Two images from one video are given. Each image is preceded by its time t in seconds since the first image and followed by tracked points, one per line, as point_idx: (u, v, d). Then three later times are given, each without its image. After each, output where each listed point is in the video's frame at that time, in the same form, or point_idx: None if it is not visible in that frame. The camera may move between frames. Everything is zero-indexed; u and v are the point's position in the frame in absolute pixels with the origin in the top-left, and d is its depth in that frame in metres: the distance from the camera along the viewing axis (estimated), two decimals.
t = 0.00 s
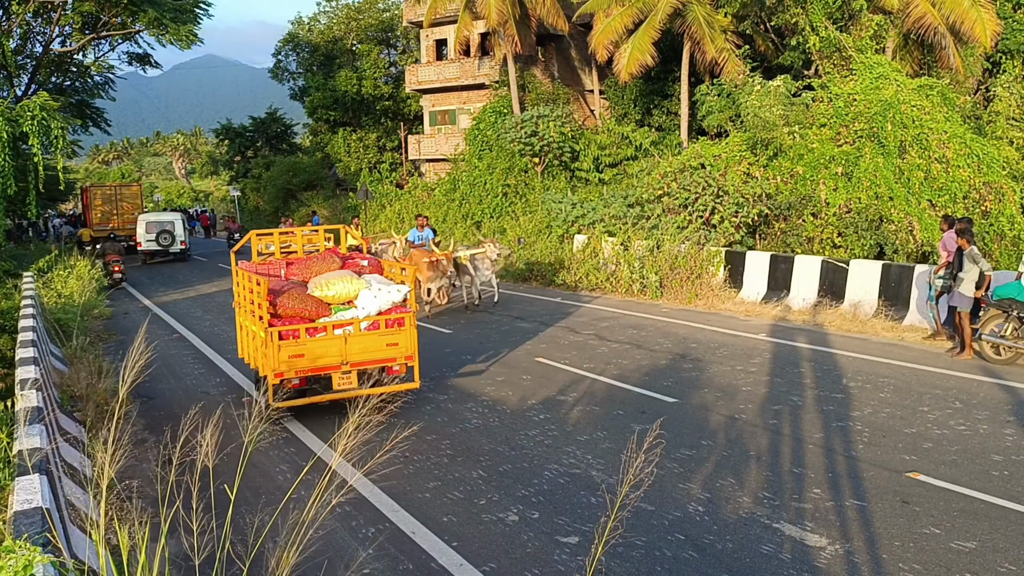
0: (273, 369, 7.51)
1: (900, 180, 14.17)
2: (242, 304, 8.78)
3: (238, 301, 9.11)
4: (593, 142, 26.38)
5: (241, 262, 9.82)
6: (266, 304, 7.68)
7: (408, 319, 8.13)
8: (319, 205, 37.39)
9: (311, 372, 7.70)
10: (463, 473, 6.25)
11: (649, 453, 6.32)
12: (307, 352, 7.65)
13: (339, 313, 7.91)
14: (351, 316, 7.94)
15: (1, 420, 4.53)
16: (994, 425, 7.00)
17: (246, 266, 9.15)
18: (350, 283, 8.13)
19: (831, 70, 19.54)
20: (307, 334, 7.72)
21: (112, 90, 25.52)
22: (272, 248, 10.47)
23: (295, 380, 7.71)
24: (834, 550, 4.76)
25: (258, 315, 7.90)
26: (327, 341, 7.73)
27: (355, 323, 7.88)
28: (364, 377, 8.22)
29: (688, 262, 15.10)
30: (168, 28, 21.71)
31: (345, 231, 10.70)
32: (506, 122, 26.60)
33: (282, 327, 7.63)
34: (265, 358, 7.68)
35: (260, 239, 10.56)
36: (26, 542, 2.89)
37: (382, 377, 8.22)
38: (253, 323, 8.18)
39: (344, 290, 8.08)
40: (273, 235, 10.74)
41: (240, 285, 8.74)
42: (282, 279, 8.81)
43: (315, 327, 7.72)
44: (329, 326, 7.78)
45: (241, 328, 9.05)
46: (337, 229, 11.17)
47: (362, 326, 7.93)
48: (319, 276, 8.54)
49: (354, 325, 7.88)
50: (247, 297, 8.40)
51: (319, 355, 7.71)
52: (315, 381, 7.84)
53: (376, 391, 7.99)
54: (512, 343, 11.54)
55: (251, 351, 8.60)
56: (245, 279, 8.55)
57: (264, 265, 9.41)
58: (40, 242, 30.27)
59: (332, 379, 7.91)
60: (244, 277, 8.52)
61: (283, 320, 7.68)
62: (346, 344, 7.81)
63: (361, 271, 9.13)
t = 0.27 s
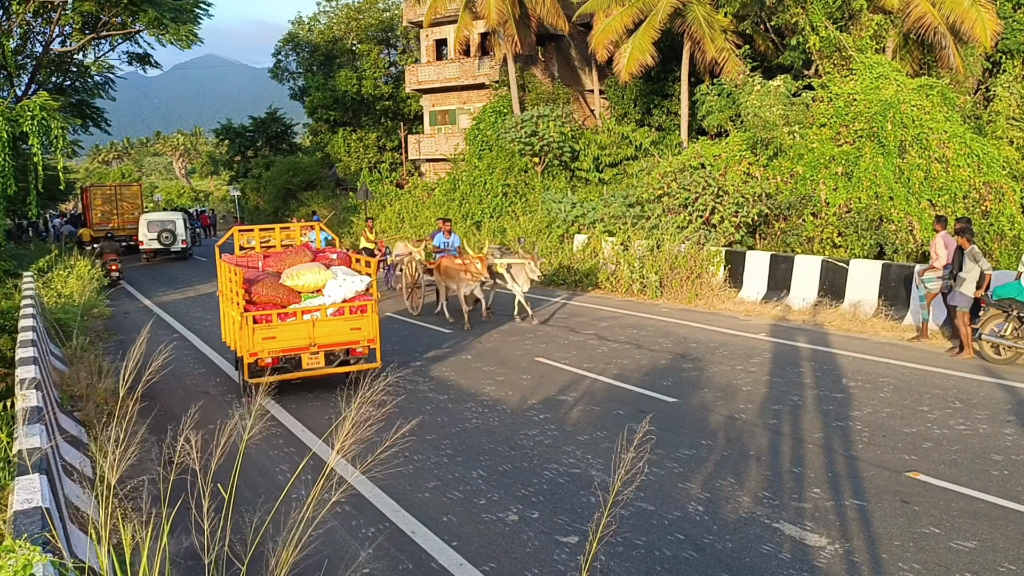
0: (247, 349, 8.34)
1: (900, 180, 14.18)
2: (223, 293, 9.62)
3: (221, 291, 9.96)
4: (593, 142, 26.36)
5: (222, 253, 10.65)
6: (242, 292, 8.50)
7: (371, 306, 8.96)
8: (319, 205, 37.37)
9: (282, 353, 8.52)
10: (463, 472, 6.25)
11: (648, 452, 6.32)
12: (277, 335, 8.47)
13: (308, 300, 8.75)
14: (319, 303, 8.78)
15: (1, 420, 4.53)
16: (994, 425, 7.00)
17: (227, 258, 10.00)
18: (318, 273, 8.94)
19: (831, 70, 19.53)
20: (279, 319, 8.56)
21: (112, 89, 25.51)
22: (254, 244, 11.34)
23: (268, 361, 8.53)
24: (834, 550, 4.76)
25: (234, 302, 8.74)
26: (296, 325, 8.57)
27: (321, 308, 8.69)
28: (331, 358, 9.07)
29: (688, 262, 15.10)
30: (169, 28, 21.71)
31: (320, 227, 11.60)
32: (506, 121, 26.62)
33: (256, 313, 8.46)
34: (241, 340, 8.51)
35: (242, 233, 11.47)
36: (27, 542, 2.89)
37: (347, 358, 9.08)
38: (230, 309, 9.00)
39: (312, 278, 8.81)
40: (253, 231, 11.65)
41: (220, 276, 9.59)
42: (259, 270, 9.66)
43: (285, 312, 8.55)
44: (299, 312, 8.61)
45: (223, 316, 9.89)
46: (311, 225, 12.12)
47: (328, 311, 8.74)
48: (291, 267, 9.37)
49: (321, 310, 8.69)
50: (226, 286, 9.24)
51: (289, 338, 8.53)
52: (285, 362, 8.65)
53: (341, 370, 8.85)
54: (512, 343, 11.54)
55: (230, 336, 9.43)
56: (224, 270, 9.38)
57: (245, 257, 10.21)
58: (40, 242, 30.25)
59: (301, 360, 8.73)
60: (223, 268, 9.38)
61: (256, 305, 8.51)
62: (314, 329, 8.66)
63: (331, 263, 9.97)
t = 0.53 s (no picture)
0: (230, 335, 9.09)
1: (900, 180, 14.20)
2: (211, 285, 10.39)
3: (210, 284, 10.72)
4: (593, 142, 26.36)
5: (212, 250, 11.48)
6: (225, 283, 9.27)
7: (346, 297, 9.69)
8: (318, 204, 37.37)
9: (263, 338, 9.27)
10: (463, 472, 6.25)
11: (647, 452, 6.32)
12: (258, 322, 9.22)
13: (287, 291, 9.48)
14: (298, 294, 9.51)
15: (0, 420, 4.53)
16: (993, 424, 7.01)
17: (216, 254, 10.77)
18: (297, 266, 9.67)
19: (831, 70, 19.54)
20: (260, 308, 9.30)
21: (112, 90, 25.51)
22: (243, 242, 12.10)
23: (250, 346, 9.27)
24: (833, 550, 4.76)
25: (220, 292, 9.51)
26: (276, 314, 9.30)
27: (299, 299, 9.43)
28: (309, 344, 9.78)
29: (688, 261, 15.11)
30: (169, 28, 21.71)
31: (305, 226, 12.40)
32: (506, 121, 26.65)
33: (239, 301, 9.21)
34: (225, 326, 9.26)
35: (231, 231, 12.29)
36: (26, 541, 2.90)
37: (324, 345, 9.78)
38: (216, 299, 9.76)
39: (291, 272, 9.59)
40: (240, 228, 12.47)
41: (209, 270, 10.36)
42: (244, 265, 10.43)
43: (266, 302, 9.29)
44: (279, 302, 9.34)
45: (211, 307, 10.68)
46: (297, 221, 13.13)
47: (306, 301, 9.48)
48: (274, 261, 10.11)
49: (299, 301, 9.42)
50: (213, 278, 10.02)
51: (269, 325, 9.28)
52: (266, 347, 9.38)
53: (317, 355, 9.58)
54: (512, 343, 11.55)
55: (217, 325, 10.19)
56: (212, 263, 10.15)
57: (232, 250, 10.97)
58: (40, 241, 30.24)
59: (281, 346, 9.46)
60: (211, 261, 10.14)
61: (239, 295, 9.26)
62: (292, 317, 9.38)
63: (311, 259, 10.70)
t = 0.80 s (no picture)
0: (215, 321, 9.95)
1: (899, 180, 14.21)
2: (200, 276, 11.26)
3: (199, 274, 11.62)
4: (593, 142, 26.39)
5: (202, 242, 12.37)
6: (212, 274, 10.12)
7: (322, 288, 10.54)
8: (317, 204, 37.35)
9: (245, 325, 10.13)
10: (462, 472, 6.25)
11: (646, 453, 6.33)
12: (241, 310, 10.07)
13: (268, 283, 10.32)
14: (277, 285, 10.39)
15: None
16: (992, 425, 7.02)
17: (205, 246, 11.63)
18: (278, 260, 10.51)
19: (830, 70, 19.54)
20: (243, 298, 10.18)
21: (110, 90, 25.49)
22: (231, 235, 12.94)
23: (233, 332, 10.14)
24: (831, 550, 4.76)
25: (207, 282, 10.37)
26: (257, 303, 10.18)
27: (278, 290, 10.28)
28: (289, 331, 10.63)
29: (687, 262, 15.13)
30: (167, 28, 21.71)
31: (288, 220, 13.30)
32: (505, 122, 26.71)
33: (224, 291, 10.07)
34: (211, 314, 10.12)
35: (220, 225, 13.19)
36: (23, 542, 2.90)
37: (302, 332, 10.63)
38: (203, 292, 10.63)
39: (272, 265, 10.44)
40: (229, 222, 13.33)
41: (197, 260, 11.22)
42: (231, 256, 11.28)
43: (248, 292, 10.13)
44: (260, 292, 10.23)
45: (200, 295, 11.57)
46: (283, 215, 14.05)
47: (285, 292, 10.34)
48: (257, 254, 10.95)
49: (279, 291, 10.27)
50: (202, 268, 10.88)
51: (251, 313, 10.14)
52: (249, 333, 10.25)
53: (295, 341, 10.42)
54: (511, 343, 11.55)
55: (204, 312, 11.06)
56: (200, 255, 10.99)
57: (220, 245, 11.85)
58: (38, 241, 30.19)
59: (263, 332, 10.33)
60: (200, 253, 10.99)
61: (223, 285, 10.11)
62: (273, 305, 10.25)
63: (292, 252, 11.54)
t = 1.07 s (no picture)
0: (196, 313, 10.83)
1: (889, 182, 14.41)
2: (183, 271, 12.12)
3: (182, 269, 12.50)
4: (584, 145, 26.45)
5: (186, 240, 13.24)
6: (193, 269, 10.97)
7: (295, 283, 11.42)
8: (309, 206, 37.25)
9: (224, 316, 11.02)
10: (453, 475, 6.24)
11: (637, 455, 6.34)
12: (220, 303, 10.95)
13: (245, 277, 11.19)
14: (254, 280, 11.27)
15: None
16: (981, 426, 7.06)
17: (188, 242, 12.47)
18: (255, 257, 11.37)
19: (820, 73, 19.50)
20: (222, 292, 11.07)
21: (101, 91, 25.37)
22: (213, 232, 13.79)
23: (213, 323, 11.02)
24: (822, 551, 4.77)
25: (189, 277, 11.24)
26: (236, 296, 11.07)
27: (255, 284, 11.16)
28: (265, 322, 11.51)
29: (678, 264, 15.16)
30: (158, 29, 21.65)
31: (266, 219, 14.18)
32: (497, 124, 26.82)
33: (204, 285, 10.94)
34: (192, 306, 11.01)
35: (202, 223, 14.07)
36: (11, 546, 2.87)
37: (277, 323, 11.51)
38: (186, 286, 11.53)
39: (249, 261, 11.30)
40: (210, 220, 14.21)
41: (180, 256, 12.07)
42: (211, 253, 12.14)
43: (227, 286, 11.01)
44: (238, 286, 11.10)
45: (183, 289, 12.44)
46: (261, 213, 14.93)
47: (261, 286, 11.22)
48: (235, 251, 11.80)
49: (255, 286, 11.15)
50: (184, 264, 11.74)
51: (230, 305, 11.02)
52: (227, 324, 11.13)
53: (270, 332, 11.31)
54: (503, 345, 11.54)
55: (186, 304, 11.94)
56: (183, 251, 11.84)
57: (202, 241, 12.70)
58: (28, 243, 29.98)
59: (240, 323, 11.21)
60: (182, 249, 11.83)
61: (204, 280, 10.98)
62: (249, 299, 11.14)
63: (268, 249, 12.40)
